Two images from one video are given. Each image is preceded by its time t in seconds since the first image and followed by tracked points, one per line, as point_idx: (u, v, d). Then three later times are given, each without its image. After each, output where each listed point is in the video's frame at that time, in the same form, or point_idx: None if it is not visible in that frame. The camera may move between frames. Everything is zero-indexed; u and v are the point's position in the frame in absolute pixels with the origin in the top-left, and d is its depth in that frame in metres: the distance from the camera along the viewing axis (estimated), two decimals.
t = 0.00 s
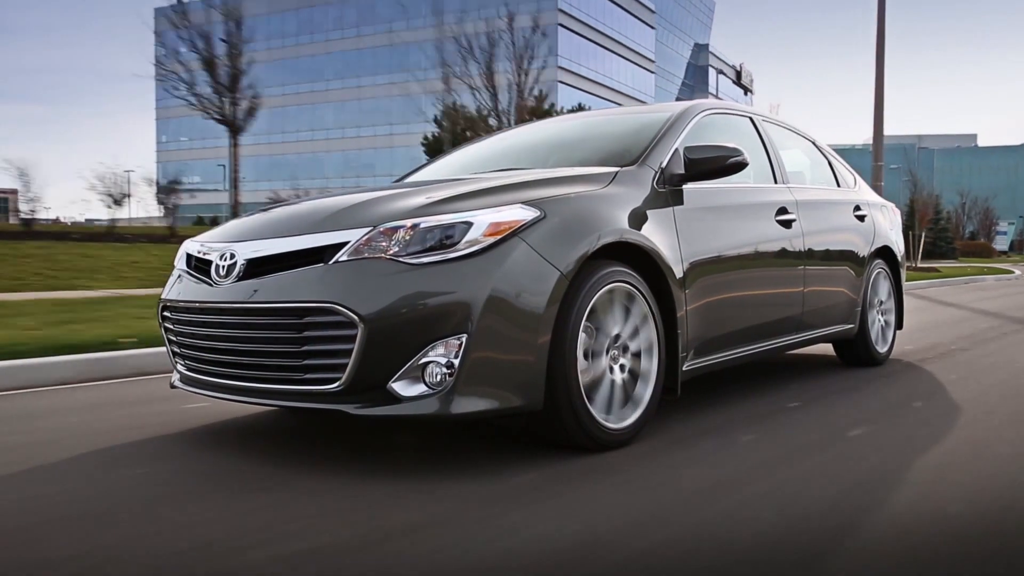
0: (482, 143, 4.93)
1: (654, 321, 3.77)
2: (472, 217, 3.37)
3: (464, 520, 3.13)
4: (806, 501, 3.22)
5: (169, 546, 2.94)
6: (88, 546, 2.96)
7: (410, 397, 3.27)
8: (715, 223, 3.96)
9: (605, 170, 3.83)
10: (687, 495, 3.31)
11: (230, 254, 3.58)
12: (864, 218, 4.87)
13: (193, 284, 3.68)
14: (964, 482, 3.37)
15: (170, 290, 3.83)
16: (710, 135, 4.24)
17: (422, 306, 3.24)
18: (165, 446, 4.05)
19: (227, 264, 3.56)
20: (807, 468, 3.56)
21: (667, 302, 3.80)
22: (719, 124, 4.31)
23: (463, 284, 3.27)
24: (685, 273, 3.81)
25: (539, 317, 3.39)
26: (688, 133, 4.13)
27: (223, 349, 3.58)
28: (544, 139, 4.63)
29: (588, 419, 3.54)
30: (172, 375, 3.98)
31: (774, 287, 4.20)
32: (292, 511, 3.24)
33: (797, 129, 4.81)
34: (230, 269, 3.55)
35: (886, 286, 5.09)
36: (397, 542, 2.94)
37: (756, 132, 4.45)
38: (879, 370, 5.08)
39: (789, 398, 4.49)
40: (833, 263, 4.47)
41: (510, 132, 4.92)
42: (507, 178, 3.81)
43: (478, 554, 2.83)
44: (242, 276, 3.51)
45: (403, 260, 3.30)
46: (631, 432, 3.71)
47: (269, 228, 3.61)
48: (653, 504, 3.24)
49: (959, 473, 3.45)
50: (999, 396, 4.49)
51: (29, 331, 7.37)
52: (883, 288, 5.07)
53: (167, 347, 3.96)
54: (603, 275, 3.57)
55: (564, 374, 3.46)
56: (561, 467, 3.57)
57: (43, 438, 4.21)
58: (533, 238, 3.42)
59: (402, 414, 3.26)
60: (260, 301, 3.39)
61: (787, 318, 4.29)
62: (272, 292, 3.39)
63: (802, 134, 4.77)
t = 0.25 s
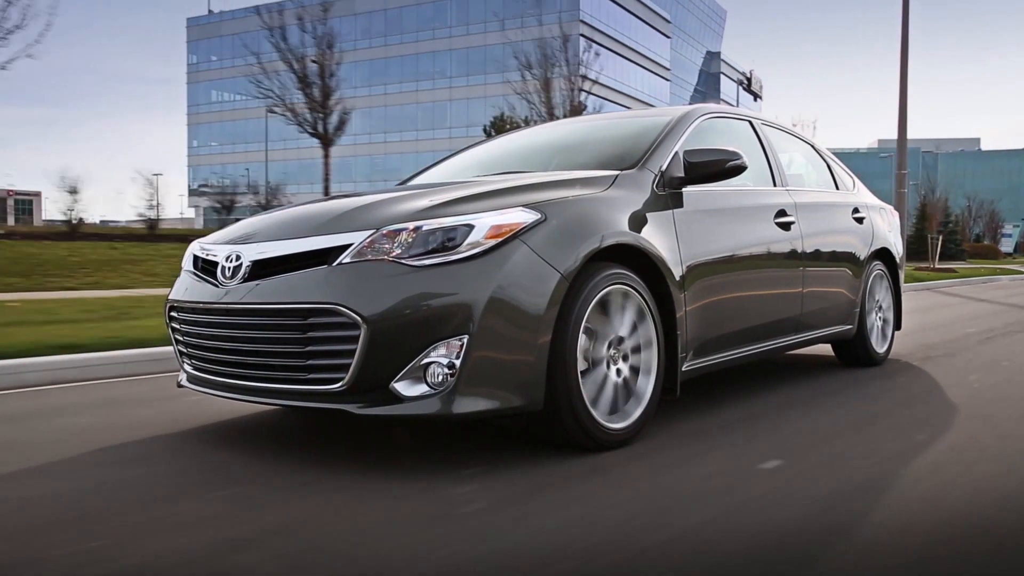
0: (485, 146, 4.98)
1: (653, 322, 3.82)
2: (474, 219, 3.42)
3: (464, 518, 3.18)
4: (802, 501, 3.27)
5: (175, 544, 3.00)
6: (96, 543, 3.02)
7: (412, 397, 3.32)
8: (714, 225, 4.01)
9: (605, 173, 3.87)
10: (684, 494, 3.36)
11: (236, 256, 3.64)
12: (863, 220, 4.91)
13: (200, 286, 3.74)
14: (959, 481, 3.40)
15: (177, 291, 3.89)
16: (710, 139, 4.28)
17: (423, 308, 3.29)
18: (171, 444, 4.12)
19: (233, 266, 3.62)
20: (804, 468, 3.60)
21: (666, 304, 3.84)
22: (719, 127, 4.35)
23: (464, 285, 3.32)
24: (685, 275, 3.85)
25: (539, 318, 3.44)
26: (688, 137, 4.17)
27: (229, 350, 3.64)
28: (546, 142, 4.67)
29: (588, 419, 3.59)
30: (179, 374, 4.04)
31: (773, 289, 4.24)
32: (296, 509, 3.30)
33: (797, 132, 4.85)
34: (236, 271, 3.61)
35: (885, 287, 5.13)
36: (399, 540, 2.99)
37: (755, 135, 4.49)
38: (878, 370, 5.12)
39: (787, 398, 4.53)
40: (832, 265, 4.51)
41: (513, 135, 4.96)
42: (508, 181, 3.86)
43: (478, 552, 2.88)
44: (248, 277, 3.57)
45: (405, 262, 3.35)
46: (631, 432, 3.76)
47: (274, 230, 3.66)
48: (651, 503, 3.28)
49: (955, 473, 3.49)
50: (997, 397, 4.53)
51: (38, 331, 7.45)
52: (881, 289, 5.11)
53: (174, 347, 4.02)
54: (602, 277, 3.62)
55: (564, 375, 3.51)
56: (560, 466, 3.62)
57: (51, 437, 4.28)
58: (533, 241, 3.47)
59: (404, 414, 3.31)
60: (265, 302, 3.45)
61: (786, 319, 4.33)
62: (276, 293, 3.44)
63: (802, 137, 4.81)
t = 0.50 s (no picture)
0: (487, 149, 5.03)
1: (655, 324, 3.86)
2: (477, 222, 3.46)
3: (468, 517, 3.22)
4: (802, 500, 3.30)
5: (182, 543, 3.03)
6: (104, 542, 3.05)
7: (416, 397, 3.36)
8: (714, 227, 4.05)
9: (606, 175, 3.92)
10: (685, 493, 3.40)
11: (242, 258, 3.69)
12: (862, 222, 4.95)
13: (206, 288, 3.78)
14: (958, 480, 3.44)
15: (184, 292, 3.93)
16: (711, 142, 4.32)
17: (427, 309, 3.33)
18: (177, 445, 4.16)
19: (240, 267, 3.67)
20: (804, 467, 3.64)
21: (667, 305, 3.88)
22: (719, 131, 4.39)
23: (467, 287, 3.37)
24: (685, 277, 3.89)
25: (541, 320, 3.48)
26: (688, 140, 4.21)
27: (235, 351, 3.68)
28: (548, 145, 4.72)
29: (590, 419, 3.63)
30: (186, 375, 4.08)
31: (773, 290, 4.28)
32: (302, 508, 3.34)
33: (796, 135, 4.89)
34: (242, 273, 3.65)
35: (884, 289, 5.17)
36: (404, 538, 3.03)
37: (755, 139, 4.53)
38: (877, 370, 5.16)
39: (786, 399, 4.57)
40: (831, 267, 4.55)
41: (515, 138, 5.01)
42: (511, 184, 3.91)
43: (482, 551, 2.92)
44: (253, 279, 3.61)
45: (409, 264, 3.40)
46: (632, 432, 3.80)
47: (280, 232, 3.71)
48: (653, 502, 3.32)
49: (953, 472, 3.52)
50: (995, 396, 4.56)
51: (44, 333, 7.50)
52: (880, 290, 5.15)
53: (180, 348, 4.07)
54: (604, 278, 3.66)
55: (566, 375, 3.55)
56: (562, 466, 3.66)
57: (58, 437, 4.32)
58: (536, 243, 3.51)
59: (408, 414, 3.35)
60: (271, 303, 3.49)
61: (785, 321, 4.37)
62: (283, 294, 3.49)
63: (801, 140, 4.85)
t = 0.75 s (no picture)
0: (491, 151, 5.07)
1: (656, 325, 3.89)
2: (480, 224, 3.50)
3: (471, 516, 3.25)
4: (802, 500, 3.33)
5: (189, 542, 3.07)
6: (112, 540, 3.09)
7: (420, 397, 3.40)
8: (715, 230, 4.09)
9: (609, 178, 3.96)
10: (686, 493, 3.43)
11: (248, 259, 3.73)
12: (862, 225, 4.98)
13: (213, 288, 3.82)
14: (957, 482, 3.47)
15: (191, 293, 3.97)
16: (712, 145, 4.36)
17: (432, 310, 3.37)
18: (183, 444, 4.19)
19: (246, 268, 3.71)
20: (804, 467, 3.67)
21: (669, 306, 3.92)
22: (721, 134, 4.42)
23: (471, 288, 3.40)
24: (687, 278, 3.93)
25: (544, 321, 3.51)
26: (690, 143, 4.25)
27: (241, 351, 3.72)
28: (551, 147, 4.76)
29: (592, 419, 3.67)
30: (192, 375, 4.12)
31: (774, 292, 4.32)
32: (306, 508, 3.37)
33: (797, 138, 4.93)
34: (248, 273, 3.69)
35: (884, 291, 5.21)
36: (408, 538, 3.06)
37: (756, 142, 4.57)
38: (877, 372, 5.20)
39: (787, 399, 4.61)
40: (831, 269, 4.59)
41: (519, 140, 5.05)
42: (514, 186, 3.95)
43: (485, 550, 2.95)
44: (260, 280, 3.65)
45: (413, 265, 3.43)
46: (634, 432, 3.83)
47: (286, 234, 3.75)
48: (654, 502, 3.35)
49: (952, 474, 3.56)
50: (994, 397, 4.60)
51: (51, 333, 7.55)
52: (880, 292, 5.18)
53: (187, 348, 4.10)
54: (606, 280, 3.70)
55: (568, 376, 3.58)
56: (564, 466, 3.70)
57: (66, 436, 4.36)
58: (538, 244, 3.55)
59: (412, 413, 3.39)
60: (277, 304, 3.53)
61: (786, 322, 4.41)
62: (289, 295, 3.53)
63: (801, 143, 4.89)
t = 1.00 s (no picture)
0: (494, 152, 5.09)
1: (660, 326, 3.92)
2: (485, 225, 3.52)
3: (476, 516, 3.27)
4: (804, 500, 3.36)
5: (195, 541, 3.08)
6: (117, 540, 3.09)
7: (425, 397, 3.41)
8: (718, 231, 4.11)
9: (613, 179, 3.98)
10: (690, 493, 3.45)
11: (254, 259, 3.74)
12: (862, 226, 5.01)
13: (218, 289, 3.83)
14: (956, 482, 3.50)
15: (195, 293, 3.98)
16: (714, 147, 4.38)
17: (437, 311, 3.39)
18: (186, 444, 4.20)
19: (251, 269, 3.72)
20: (805, 468, 3.70)
21: (672, 307, 3.94)
22: (723, 136, 4.45)
23: (476, 288, 3.42)
24: (690, 279, 3.96)
25: (549, 321, 3.53)
26: (692, 144, 4.28)
27: (246, 352, 3.73)
28: (554, 149, 4.78)
29: (596, 419, 3.69)
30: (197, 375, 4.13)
31: (775, 293, 4.35)
32: (310, 508, 3.38)
33: (798, 140, 4.96)
34: (254, 274, 3.70)
35: (884, 292, 5.24)
36: (414, 537, 3.08)
37: (758, 144, 4.60)
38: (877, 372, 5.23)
39: (788, 400, 4.63)
40: (832, 270, 4.61)
41: (522, 141, 5.07)
42: (518, 187, 3.96)
43: (490, 550, 2.97)
44: (265, 280, 3.66)
45: (419, 266, 3.45)
46: (638, 432, 3.86)
47: (291, 234, 3.76)
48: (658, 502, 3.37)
49: (950, 473, 3.59)
50: (993, 398, 4.63)
51: (51, 334, 7.55)
52: (880, 293, 5.21)
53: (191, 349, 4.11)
54: (610, 281, 3.72)
55: (572, 376, 3.60)
56: (568, 466, 3.72)
57: (69, 436, 4.36)
58: (543, 245, 3.56)
59: (418, 413, 3.40)
60: (283, 304, 3.54)
61: (787, 323, 4.44)
62: (295, 296, 3.54)
63: (802, 145, 4.91)
